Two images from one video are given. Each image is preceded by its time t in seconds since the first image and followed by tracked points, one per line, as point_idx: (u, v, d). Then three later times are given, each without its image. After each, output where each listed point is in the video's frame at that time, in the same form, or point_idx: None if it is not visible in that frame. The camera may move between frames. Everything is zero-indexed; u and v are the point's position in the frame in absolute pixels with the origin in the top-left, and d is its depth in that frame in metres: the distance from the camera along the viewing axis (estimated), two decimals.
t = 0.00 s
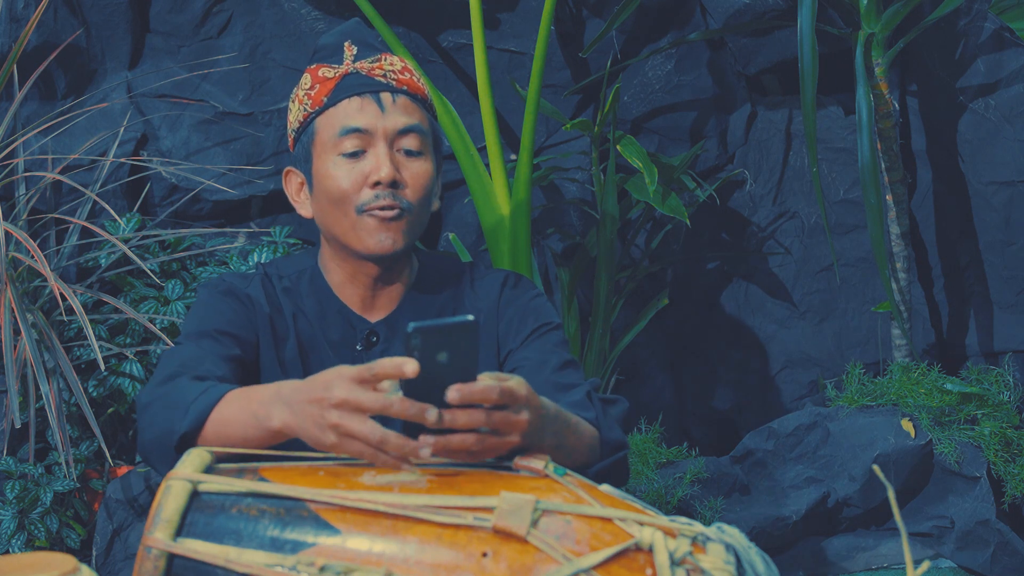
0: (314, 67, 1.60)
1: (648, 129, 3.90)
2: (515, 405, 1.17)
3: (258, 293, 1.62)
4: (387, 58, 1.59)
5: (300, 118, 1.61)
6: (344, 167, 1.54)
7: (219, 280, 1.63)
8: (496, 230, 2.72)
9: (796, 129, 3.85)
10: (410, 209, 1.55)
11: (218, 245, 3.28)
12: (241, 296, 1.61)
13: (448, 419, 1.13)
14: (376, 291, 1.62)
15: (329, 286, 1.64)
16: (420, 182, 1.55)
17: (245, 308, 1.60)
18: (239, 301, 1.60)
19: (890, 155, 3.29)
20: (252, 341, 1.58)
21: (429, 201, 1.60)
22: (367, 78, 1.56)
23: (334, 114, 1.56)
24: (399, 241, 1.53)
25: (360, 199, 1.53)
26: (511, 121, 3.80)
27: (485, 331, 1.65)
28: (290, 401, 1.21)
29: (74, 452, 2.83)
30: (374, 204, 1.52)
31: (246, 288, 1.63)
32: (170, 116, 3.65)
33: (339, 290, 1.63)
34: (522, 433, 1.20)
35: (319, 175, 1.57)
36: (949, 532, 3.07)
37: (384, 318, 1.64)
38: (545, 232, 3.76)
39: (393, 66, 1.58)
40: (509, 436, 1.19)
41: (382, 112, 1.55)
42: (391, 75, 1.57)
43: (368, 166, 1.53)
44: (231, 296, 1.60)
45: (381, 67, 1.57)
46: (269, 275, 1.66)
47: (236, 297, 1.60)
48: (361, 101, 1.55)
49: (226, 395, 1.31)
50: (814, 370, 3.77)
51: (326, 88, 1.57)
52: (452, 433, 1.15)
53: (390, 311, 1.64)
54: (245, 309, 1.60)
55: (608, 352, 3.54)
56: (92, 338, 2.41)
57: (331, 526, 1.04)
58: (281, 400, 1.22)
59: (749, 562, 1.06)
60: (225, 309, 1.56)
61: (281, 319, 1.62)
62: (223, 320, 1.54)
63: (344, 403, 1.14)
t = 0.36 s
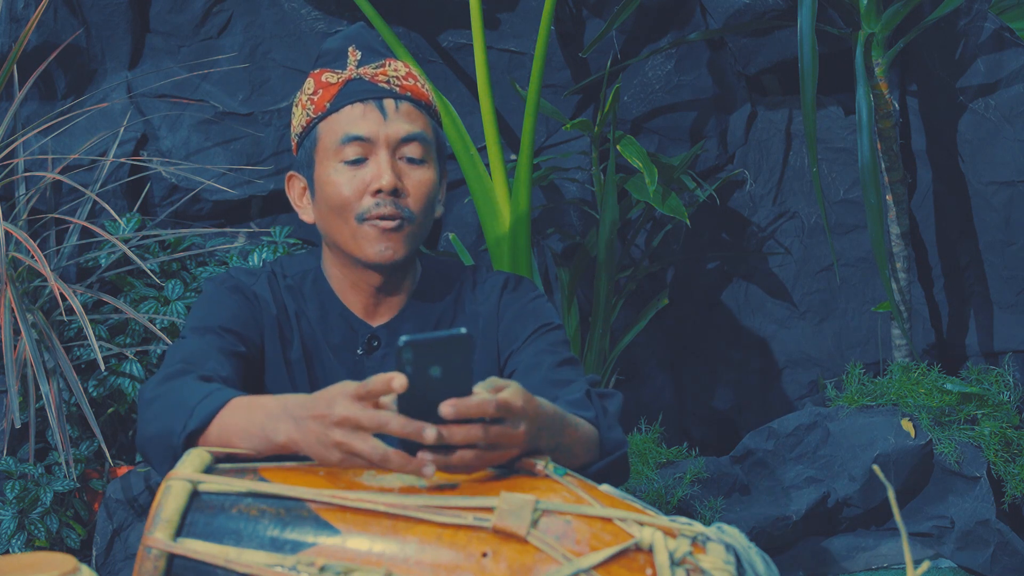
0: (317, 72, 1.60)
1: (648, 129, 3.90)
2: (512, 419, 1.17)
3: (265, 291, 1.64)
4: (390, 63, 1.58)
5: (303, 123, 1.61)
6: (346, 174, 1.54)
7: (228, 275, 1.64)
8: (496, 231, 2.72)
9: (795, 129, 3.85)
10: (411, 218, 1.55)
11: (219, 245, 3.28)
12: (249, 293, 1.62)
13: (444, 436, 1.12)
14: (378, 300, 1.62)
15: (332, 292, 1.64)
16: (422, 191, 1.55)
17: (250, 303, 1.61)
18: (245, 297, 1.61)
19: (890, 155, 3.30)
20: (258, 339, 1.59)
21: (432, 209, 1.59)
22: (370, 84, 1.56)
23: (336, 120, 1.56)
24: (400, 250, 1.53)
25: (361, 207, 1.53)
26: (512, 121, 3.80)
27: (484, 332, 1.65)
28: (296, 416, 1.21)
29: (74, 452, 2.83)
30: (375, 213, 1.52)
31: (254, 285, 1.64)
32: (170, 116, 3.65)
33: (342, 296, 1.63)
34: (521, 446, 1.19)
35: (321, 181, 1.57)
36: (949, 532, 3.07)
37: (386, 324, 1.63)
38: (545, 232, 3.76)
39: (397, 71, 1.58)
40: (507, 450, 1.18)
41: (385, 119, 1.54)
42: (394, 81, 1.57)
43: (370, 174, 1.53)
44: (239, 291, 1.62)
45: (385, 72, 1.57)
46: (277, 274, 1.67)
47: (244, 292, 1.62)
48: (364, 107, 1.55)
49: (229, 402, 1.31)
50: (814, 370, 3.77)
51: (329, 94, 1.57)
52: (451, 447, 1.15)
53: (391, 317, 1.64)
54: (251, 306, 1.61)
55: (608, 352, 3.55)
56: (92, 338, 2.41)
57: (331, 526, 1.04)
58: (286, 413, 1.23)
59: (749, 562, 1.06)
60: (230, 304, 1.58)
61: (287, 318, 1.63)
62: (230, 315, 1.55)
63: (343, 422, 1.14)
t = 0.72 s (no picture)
0: (317, 79, 1.60)
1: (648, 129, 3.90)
2: (511, 421, 1.18)
3: (269, 293, 1.63)
4: (391, 69, 1.58)
5: (304, 131, 1.61)
6: (347, 182, 1.55)
7: (232, 274, 1.64)
8: (496, 231, 2.72)
9: (796, 129, 3.85)
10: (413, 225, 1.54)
11: (219, 245, 3.28)
12: (252, 293, 1.62)
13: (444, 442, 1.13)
14: (381, 306, 1.62)
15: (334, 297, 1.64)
16: (424, 198, 1.54)
17: (253, 304, 1.61)
18: (249, 298, 1.61)
19: (890, 155, 3.29)
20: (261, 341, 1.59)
21: (434, 216, 1.59)
22: (370, 90, 1.55)
23: (336, 128, 1.56)
24: (402, 259, 1.53)
25: (362, 215, 1.53)
26: (512, 121, 3.80)
27: (485, 333, 1.65)
28: (296, 419, 1.21)
29: (74, 452, 2.83)
30: (376, 221, 1.52)
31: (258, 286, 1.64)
32: (170, 116, 3.65)
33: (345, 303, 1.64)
34: (520, 447, 1.20)
35: (323, 189, 1.57)
36: (949, 532, 3.07)
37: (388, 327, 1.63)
38: (545, 232, 3.76)
39: (397, 77, 1.57)
40: (507, 452, 1.18)
41: (385, 126, 1.54)
42: (395, 87, 1.55)
43: (371, 182, 1.53)
44: (243, 293, 1.61)
45: (386, 79, 1.56)
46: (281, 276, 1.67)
47: (248, 293, 1.62)
48: (364, 114, 1.55)
49: (230, 404, 1.31)
50: (814, 370, 3.77)
51: (329, 102, 1.57)
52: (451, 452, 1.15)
53: (394, 320, 1.63)
54: (255, 308, 1.61)
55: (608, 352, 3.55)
56: (92, 338, 2.41)
57: (331, 526, 1.04)
58: (286, 415, 1.23)
59: (749, 562, 1.06)
60: (234, 306, 1.57)
61: (289, 320, 1.63)
62: (233, 317, 1.56)
63: (343, 427, 1.14)
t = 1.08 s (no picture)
0: (317, 83, 1.60)
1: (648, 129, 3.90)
2: (512, 423, 1.18)
3: (271, 295, 1.64)
4: (390, 74, 1.58)
5: (304, 136, 1.61)
6: (347, 187, 1.55)
7: (235, 276, 1.64)
8: (496, 231, 2.72)
9: (796, 129, 3.85)
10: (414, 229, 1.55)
11: (219, 245, 3.28)
12: (254, 295, 1.62)
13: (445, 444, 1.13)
14: (381, 310, 1.63)
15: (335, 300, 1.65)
16: (424, 203, 1.54)
17: (255, 306, 1.61)
18: (251, 300, 1.62)
19: (890, 155, 3.29)
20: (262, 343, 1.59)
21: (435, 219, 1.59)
22: (370, 95, 1.55)
23: (336, 133, 1.56)
24: (403, 263, 1.53)
25: (363, 220, 1.53)
26: (512, 121, 3.80)
27: (485, 334, 1.65)
28: (297, 419, 1.21)
29: (74, 452, 2.83)
30: (377, 226, 1.52)
31: (260, 288, 1.64)
32: (170, 116, 3.65)
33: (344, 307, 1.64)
34: (520, 449, 1.20)
35: (323, 194, 1.57)
36: (949, 532, 3.07)
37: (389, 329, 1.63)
38: (545, 232, 3.76)
39: (397, 82, 1.57)
40: (508, 453, 1.18)
41: (385, 131, 1.54)
42: (394, 92, 1.56)
43: (371, 187, 1.53)
44: (245, 296, 1.61)
45: (385, 83, 1.56)
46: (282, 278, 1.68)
47: (250, 295, 1.62)
48: (364, 119, 1.54)
49: (230, 404, 1.31)
50: (814, 370, 3.77)
51: (329, 106, 1.57)
52: (451, 455, 1.15)
53: (395, 322, 1.63)
54: (256, 310, 1.61)
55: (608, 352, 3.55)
56: (92, 338, 2.41)
57: (331, 526, 1.04)
58: (286, 415, 1.23)
59: (749, 562, 1.06)
60: (236, 308, 1.58)
61: (290, 322, 1.63)
62: (235, 319, 1.56)
63: (343, 428, 1.14)
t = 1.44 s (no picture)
0: (312, 80, 1.60)
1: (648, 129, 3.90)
2: (512, 421, 1.18)
3: (271, 294, 1.64)
4: (383, 67, 1.60)
5: (302, 132, 1.61)
6: (354, 175, 1.54)
7: (235, 276, 1.65)
8: (496, 231, 2.72)
9: (796, 129, 3.84)
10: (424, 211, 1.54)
11: (218, 245, 3.28)
12: (254, 295, 1.62)
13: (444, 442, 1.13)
14: (387, 301, 1.62)
15: (337, 296, 1.64)
16: (432, 184, 1.55)
17: (256, 306, 1.62)
18: (251, 300, 1.62)
19: (890, 155, 3.29)
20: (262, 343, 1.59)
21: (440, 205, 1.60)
22: (368, 86, 1.57)
23: (338, 124, 1.57)
24: (417, 244, 1.52)
25: (374, 204, 1.52)
26: (511, 120, 3.80)
27: (484, 333, 1.65)
28: (296, 419, 1.21)
29: (74, 452, 2.82)
30: (389, 208, 1.52)
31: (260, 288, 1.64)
32: (170, 116, 3.65)
33: (348, 302, 1.63)
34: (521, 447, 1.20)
35: (329, 185, 1.56)
36: (949, 532, 3.07)
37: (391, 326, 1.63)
38: (545, 232, 3.76)
39: (391, 74, 1.59)
40: (508, 452, 1.18)
41: (389, 118, 1.55)
42: (391, 82, 1.58)
43: (380, 172, 1.53)
44: (245, 296, 1.61)
45: (380, 75, 1.58)
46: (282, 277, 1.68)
47: (250, 295, 1.62)
48: (366, 109, 1.56)
49: (230, 404, 1.31)
50: (814, 370, 3.77)
51: (328, 100, 1.57)
52: (451, 454, 1.15)
53: (397, 319, 1.63)
54: (257, 309, 1.61)
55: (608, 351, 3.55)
56: (92, 338, 2.41)
57: (331, 526, 1.04)
58: (286, 414, 1.23)
59: (748, 562, 1.06)
60: (236, 308, 1.58)
61: (290, 322, 1.63)
62: (235, 318, 1.56)
63: (342, 427, 1.14)
